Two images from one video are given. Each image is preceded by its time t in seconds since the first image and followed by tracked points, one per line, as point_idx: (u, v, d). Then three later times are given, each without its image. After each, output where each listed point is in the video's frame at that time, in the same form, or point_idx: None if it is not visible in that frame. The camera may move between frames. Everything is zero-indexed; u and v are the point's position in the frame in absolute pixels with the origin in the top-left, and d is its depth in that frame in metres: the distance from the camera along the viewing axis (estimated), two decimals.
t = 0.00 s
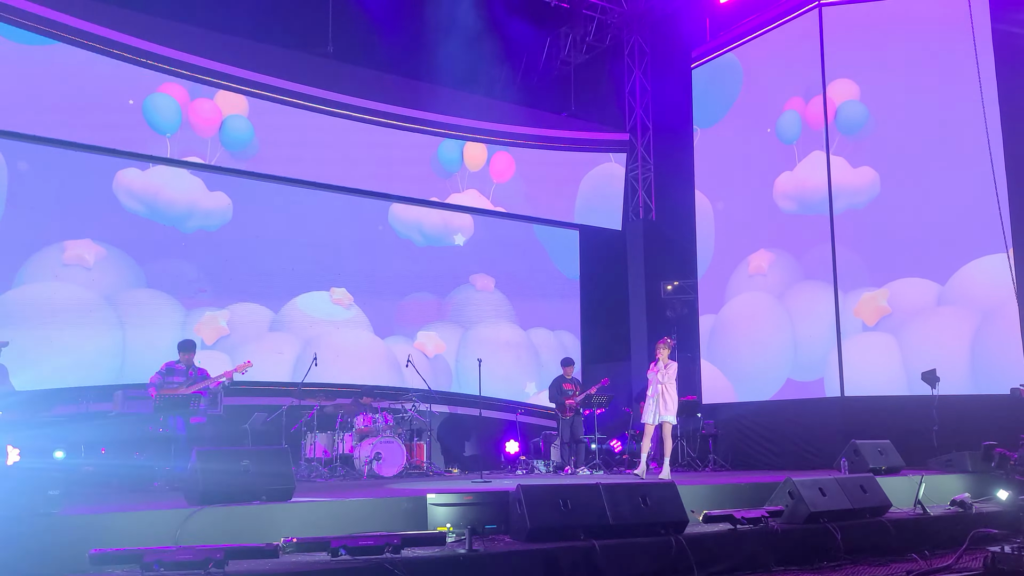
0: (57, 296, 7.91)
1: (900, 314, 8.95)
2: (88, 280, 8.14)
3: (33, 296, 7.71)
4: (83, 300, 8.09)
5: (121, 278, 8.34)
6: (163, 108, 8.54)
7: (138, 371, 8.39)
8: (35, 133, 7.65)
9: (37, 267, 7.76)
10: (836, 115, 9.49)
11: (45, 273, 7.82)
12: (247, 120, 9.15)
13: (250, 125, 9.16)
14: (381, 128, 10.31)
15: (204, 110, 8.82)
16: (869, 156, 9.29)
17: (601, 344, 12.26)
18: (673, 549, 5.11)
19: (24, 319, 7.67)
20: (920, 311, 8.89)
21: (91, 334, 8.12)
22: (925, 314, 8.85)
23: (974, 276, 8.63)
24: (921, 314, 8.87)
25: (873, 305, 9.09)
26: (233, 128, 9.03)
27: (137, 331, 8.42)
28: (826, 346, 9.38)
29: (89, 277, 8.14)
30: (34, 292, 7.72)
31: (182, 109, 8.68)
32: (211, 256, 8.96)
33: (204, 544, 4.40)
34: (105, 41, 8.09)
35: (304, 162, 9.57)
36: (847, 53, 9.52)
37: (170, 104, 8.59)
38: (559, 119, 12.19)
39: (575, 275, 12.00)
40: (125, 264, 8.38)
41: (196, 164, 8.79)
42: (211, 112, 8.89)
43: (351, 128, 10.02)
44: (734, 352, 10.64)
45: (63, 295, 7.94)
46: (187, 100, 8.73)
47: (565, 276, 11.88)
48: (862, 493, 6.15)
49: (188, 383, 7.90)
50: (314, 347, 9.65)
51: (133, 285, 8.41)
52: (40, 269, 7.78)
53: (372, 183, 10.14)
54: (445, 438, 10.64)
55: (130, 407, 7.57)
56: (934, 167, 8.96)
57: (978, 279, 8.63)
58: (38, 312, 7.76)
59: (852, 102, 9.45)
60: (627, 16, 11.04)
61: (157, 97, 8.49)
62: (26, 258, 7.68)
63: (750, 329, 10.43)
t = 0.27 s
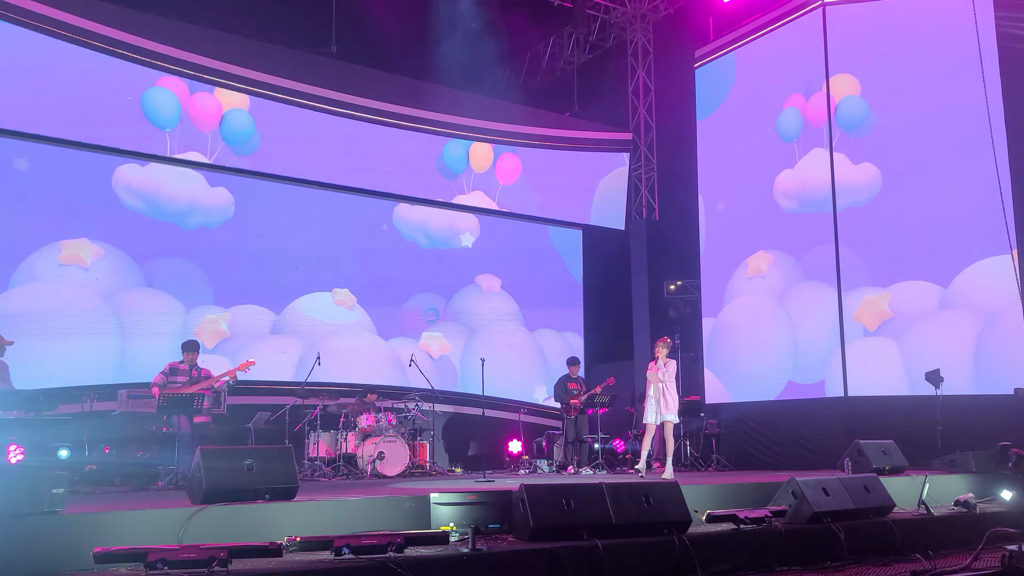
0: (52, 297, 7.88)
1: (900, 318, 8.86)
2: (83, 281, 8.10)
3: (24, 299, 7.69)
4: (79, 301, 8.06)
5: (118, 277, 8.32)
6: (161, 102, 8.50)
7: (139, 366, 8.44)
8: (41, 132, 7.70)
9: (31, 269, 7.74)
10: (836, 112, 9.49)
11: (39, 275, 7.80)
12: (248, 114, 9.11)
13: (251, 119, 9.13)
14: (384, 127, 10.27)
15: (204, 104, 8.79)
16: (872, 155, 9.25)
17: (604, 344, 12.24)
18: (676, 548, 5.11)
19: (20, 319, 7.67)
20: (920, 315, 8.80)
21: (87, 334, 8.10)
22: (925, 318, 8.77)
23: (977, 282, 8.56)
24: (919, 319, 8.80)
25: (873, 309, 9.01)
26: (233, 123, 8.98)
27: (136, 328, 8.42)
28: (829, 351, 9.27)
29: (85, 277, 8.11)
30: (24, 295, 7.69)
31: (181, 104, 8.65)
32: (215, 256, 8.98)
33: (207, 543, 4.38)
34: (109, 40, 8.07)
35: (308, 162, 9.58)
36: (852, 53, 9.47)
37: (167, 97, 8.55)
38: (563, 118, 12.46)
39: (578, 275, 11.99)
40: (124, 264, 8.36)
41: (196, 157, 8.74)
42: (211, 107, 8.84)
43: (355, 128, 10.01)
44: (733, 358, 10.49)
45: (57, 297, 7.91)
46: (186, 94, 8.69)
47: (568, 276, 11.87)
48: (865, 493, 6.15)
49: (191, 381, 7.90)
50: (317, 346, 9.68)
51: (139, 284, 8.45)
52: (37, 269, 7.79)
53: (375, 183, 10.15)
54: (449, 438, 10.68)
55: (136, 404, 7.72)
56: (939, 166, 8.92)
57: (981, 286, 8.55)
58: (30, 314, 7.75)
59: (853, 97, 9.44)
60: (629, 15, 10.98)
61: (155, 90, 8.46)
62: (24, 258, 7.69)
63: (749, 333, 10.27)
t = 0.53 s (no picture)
0: (47, 297, 7.87)
1: (900, 325, 8.78)
2: (80, 281, 8.07)
3: (19, 299, 7.67)
4: (76, 301, 8.05)
5: (116, 277, 8.30)
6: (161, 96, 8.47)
7: (138, 363, 8.43)
8: (46, 131, 7.71)
9: (28, 270, 7.72)
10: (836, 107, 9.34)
11: (36, 275, 7.78)
12: (247, 108, 9.11)
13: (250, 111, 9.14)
14: (387, 127, 10.24)
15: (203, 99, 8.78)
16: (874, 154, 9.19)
17: (606, 344, 12.21)
18: (678, 548, 5.11)
19: (17, 317, 7.68)
20: (918, 322, 8.76)
21: (85, 333, 8.08)
22: (928, 323, 8.73)
23: (981, 286, 8.61)
24: (921, 325, 8.74)
25: (874, 314, 8.87)
26: (234, 117, 8.99)
27: (137, 327, 8.43)
28: (829, 355, 9.08)
29: (82, 278, 8.08)
30: (23, 295, 7.70)
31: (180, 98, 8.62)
32: (218, 255, 9.00)
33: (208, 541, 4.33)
34: (113, 40, 8.05)
35: (310, 161, 9.58)
36: (860, 50, 9.31)
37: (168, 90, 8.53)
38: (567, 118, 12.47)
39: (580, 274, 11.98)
40: (122, 263, 8.33)
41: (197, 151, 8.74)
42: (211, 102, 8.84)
43: (357, 127, 9.98)
44: (731, 362, 10.37)
45: (53, 297, 7.89)
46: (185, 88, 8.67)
47: (571, 276, 11.86)
48: (868, 494, 6.14)
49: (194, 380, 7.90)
50: (320, 345, 9.70)
51: (141, 282, 8.47)
52: (33, 269, 7.76)
53: (378, 182, 10.15)
54: (453, 438, 10.68)
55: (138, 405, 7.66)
56: (943, 166, 8.91)
57: (985, 290, 8.61)
58: (26, 313, 7.74)
59: (852, 91, 9.33)
60: (632, 14, 11.04)
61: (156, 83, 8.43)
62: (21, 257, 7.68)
63: (748, 336, 10.10)
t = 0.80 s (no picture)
0: (45, 298, 7.87)
1: (904, 329, 8.77)
2: (80, 281, 8.07)
3: (18, 299, 7.67)
4: (75, 300, 8.06)
5: (115, 276, 8.30)
6: (160, 88, 8.47)
7: (138, 363, 8.42)
8: (52, 131, 7.77)
9: (26, 270, 7.72)
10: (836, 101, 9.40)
11: (34, 275, 7.77)
12: (247, 99, 9.07)
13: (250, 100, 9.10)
14: (390, 127, 10.27)
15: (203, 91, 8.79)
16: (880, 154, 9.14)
17: (609, 344, 12.21)
18: (682, 549, 5.11)
19: (18, 316, 7.68)
20: (923, 326, 8.75)
21: (84, 333, 8.08)
22: (929, 328, 8.73)
23: (985, 288, 8.59)
24: (925, 329, 8.74)
25: (874, 318, 8.88)
26: (234, 109, 8.98)
27: (140, 326, 8.44)
28: (832, 355, 9.13)
29: (80, 278, 8.08)
30: (25, 294, 7.73)
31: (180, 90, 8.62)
32: (222, 255, 9.02)
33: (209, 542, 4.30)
34: (118, 40, 8.10)
35: (314, 161, 9.60)
36: (864, 51, 9.31)
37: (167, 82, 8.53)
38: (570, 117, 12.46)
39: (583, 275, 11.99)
40: (121, 262, 8.34)
41: (197, 145, 8.77)
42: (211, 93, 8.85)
43: (361, 127, 10.01)
44: (732, 364, 10.41)
45: (51, 298, 7.89)
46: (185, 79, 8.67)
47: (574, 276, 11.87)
48: (872, 494, 6.13)
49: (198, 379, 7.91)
50: (324, 345, 9.72)
51: (143, 281, 8.47)
52: (31, 269, 7.75)
53: (381, 182, 10.17)
54: (460, 436, 10.68)
55: (140, 402, 7.74)
56: (947, 166, 8.89)
57: (989, 293, 8.59)
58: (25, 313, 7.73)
59: (852, 86, 9.37)
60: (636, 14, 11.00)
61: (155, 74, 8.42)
62: (19, 256, 7.68)
63: (750, 337, 10.14)
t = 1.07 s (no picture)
0: (44, 298, 7.86)
1: (905, 333, 8.76)
2: (80, 280, 8.07)
3: (16, 299, 7.67)
4: (76, 298, 8.05)
5: (115, 276, 8.27)
6: (158, 81, 8.46)
7: (138, 363, 8.41)
8: (57, 131, 7.83)
9: (25, 270, 7.72)
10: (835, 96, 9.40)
11: (33, 275, 7.77)
12: (246, 91, 9.08)
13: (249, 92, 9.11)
14: (393, 126, 10.29)
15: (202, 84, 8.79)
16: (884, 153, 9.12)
17: (612, 343, 12.18)
18: (685, 548, 5.10)
19: (20, 315, 7.70)
20: (925, 329, 8.73)
21: (83, 333, 8.07)
22: (930, 332, 8.72)
23: (989, 287, 8.58)
24: (926, 333, 8.73)
25: (875, 324, 8.85)
26: (234, 102, 8.98)
27: (141, 325, 8.42)
28: (833, 357, 9.13)
29: (79, 278, 8.07)
30: (26, 292, 7.74)
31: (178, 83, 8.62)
32: (225, 254, 9.03)
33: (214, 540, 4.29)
34: (125, 40, 8.19)
35: (316, 160, 9.62)
36: (868, 49, 9.28)
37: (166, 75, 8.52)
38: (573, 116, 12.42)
39: (586, 274, 11.97)
40: (120, 262, 8.31)
41: (198, 139, 8.76)
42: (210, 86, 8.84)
43: (364, 126, 10.02)
44: (734, 365, 10.37)
45: (50, 298, 7.89)
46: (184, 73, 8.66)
47: (576, 275, 11.87)
48: (875, 493, 6.12)
49: (201, 378, 7.90)
50: (327, 343, 9.73)
51: (144, 280, 8.46)
52: (30, 269, 7.76)
53: (384, 181, 10.18)
54: (464, 436, 10.72)
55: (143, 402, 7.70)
56: (951, 165, 8.85)
57: (993, 292, 8.57)
58: (24, 313, 7.74)
59: (852, 79, 9.35)
60: (640, 14, 11.00)
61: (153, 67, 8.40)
62: (17, 256, 7.69)
63: (748, 339, 10.14)
